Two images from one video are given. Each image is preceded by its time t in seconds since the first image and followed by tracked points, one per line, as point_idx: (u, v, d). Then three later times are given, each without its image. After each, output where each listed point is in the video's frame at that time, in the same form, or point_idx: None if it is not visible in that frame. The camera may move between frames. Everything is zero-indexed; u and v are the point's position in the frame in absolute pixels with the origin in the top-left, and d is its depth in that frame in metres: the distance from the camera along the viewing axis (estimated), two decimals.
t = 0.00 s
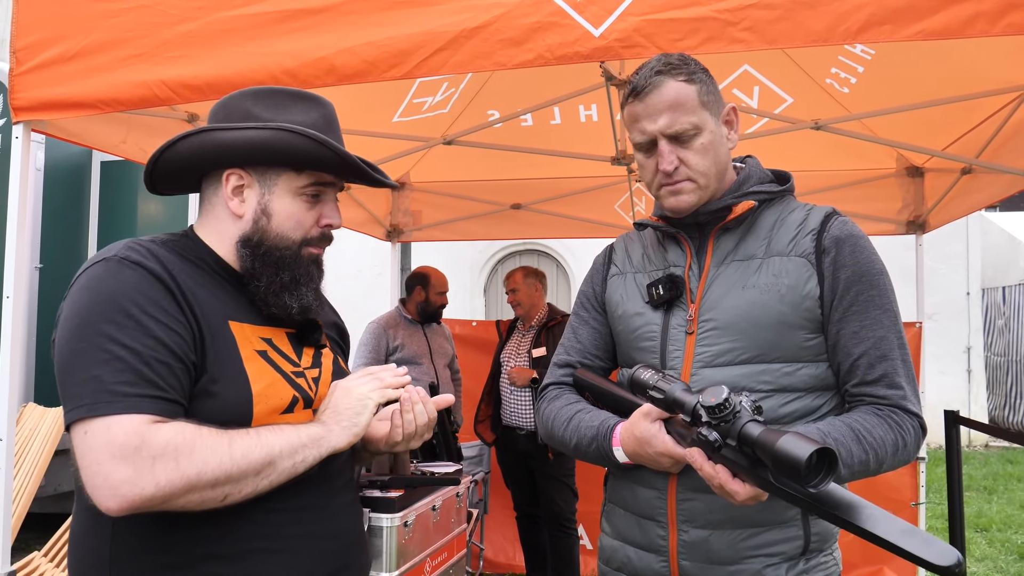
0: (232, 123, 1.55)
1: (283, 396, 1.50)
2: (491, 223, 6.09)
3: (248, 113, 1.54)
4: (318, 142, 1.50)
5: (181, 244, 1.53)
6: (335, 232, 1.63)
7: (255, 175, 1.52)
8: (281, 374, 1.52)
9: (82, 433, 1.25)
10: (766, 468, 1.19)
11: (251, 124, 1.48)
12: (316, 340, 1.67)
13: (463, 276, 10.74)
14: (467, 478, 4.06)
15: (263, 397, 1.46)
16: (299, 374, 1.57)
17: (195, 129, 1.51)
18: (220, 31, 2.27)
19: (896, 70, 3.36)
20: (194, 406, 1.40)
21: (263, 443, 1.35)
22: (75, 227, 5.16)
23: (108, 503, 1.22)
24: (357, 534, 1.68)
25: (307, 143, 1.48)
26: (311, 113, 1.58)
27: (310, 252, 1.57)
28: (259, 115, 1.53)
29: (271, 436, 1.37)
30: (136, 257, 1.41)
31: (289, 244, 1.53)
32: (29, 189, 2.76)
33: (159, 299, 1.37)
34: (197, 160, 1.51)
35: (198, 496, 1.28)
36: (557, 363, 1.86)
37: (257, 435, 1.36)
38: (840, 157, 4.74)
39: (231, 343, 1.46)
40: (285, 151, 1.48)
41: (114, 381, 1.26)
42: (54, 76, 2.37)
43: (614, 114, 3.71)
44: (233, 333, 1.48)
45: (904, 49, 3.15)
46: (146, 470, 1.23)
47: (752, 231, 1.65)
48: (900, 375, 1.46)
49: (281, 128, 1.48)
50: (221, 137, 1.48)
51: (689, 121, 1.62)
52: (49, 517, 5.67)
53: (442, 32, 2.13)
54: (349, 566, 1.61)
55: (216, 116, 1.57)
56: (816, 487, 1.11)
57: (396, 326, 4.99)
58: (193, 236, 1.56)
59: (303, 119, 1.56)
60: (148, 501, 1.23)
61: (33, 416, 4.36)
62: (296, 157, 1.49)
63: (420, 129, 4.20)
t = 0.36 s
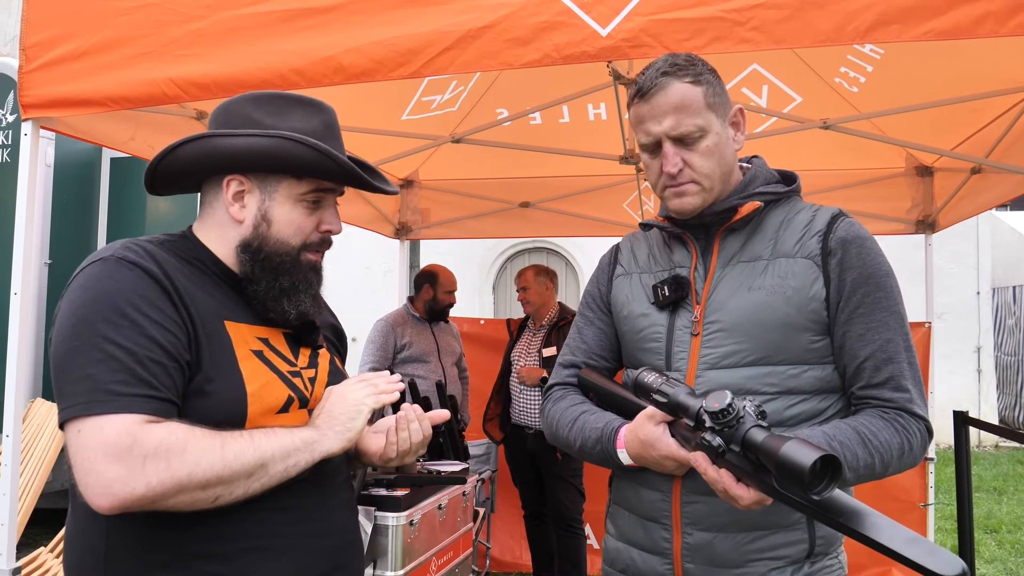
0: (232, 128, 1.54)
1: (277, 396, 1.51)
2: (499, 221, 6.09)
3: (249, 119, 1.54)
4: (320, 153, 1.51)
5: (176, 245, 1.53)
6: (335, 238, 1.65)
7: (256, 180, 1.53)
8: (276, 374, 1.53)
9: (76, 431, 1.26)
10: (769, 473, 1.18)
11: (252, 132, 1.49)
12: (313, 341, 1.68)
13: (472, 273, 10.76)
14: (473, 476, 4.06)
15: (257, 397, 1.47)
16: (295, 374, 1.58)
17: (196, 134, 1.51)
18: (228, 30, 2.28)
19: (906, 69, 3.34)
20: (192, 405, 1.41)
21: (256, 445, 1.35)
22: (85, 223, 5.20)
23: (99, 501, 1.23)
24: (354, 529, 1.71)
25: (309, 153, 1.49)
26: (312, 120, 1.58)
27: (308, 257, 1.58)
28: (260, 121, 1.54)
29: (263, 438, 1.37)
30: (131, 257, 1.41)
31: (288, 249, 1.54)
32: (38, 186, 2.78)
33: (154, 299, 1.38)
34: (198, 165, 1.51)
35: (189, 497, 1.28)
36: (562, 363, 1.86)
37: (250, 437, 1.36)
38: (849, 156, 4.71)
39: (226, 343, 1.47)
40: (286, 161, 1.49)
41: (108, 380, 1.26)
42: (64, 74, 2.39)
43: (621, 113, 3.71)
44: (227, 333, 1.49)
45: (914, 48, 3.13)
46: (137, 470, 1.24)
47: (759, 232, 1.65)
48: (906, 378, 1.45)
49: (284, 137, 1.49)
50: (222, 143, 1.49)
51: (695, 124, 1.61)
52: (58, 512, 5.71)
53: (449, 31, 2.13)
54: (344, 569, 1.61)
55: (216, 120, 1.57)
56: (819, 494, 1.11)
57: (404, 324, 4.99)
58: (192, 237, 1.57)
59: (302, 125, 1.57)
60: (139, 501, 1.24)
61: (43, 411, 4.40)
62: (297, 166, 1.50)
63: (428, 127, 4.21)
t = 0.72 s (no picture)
0: (220, 125, 1.55)
1: (263, 395, 1.51)
2: (508, 221, 6.09)
3: (237, 117, 1.55)
4: (310, 146, 1.51)
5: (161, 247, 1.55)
6: (330, 230, 1.65)
7: (247, 178, 1.54)
8: (262, 374, 1.53)
9: (52, 429, 1.28)
10: (773, 479, 1.18)
11: (241, 129, 1.50)
12: (310, 339, 1.69)
13: (480, 272, 10.78)
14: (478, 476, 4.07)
15: (239, 397, 1.47)
16: (285, 373, 1.58)
17: (185, 134, 1.52)
18: (238, 30, 2.29)
19: (916, 72, 3.33)
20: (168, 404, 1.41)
21: (227, 447, 1.34)
22: (96, 219, 5.23)
23: (71, 498, 1.26)
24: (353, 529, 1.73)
25: (298, 146, 1.50)
26: (300, 113, 1.58)
27: (305, 250, 1.59)
28: (248, 118, 1.55)
29: (237, 442, 1.35)
30: (115, 258, 1.43)
31: (284, 245, 1.55)
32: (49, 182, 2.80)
33: (133, 299, 1.38)
34: (190, 166, 1.53)
35: (158, 496, 1.29)
36: (567, 365, 1.86)
37: (224, 440, 1.35)
38: (859, 159, 4.70)
39: (210, 342, 1.47)
40: (275, 155, 1.50)
41: (79, 379, 1.27)
42: (75, 72, 2.41)
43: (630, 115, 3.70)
44: (212, 333, 1.49)
45: (925, 52, 3.11)
46: (104, 469, 1.25)
47: (765, 236, 1.65)
48: (913, 384, 1.44)
49: (273, 132, 1.49)
50: (212, 142, 1.50)
51: (700, 127, 1.61)
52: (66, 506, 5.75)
53: (457, 33, 2.14)
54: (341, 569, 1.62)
55: (204, 119, 1.57)
56: (823, 500, 1.11)
57: (412, 323, 4.99)
58: (186, 238, 1.59)
59: (289, 119, 1.57)
60: (107, 499, 1.25)
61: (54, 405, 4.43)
62: (288, 159, 1.51)
63: (437, 127, 4.22)
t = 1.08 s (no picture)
0: (191, 133, 1.53)
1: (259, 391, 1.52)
2: (516, 221, 6.10)
3: (207, 123, 1.53)
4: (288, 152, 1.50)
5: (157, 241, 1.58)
6: (312, 225, 1.64)
7: (225, 186, 1.52)
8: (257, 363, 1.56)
9: (153, 386, 1.27)
10: (771, 486, 1.18)
11: (214, 139, 1.48)
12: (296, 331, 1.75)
13: (489, 271, 10.79)
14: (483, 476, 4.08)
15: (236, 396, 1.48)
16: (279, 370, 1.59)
17: (158, 148, 1.50)
18: (247, 30, 2.31)
19: (927, 76, 3.31)
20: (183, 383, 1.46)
21: (317, 312, 1.33)
22: (107, 216, 5.27)
23: (228, 423, 1.23)
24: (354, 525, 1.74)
25: (276, 154, 1.49)
26: (270, 113, 1.57)
27: (291, 248, 1.59)
28: (220, 125, 1.52)
29: (329, 311, 1.34)
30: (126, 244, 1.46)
31: (271, 246, 1.55)
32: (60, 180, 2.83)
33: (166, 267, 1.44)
34: (164, 179, 1.51)
35: (297, 380, 1.28)
36: (570, 368, 1.87)
37: (318, 312, 1.33)
38: (869, 162, 4.68)
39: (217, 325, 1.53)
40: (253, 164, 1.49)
41: (174, 322, 1.31)
42: (86, 71, 2.43)
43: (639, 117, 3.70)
44: (217, 316, 1.54)
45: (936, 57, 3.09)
46: (239, 380, 1.24)
47: (768, 242, 1.65)
48: (915, 393, 1.44)
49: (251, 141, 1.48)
50: (189, 155, 1.48)
51: (703, 133, 1.61)
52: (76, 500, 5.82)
53: (464, 35, 2.14)
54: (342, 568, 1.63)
55: (170, 125, 1.55)
56: (820, 509, 1.11)
57: (419, 322, 4.99)
58: (170, 241, 1.58)
59: (259, 118, 1.56)
60: (263, 403, 1.25)
61: (64, 400, 4.47)
62: (268, 167, 1.50)
63: (446, 127, 4.23)
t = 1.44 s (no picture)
0: (198, 142, 1.53)
1: (263, 407, 1.50)
2: (524, 223, 6.10)
3: (213, 129, 1.53)
4: (303, 147, 1.53)
5: (157, 257, 1.55)
6: (325, 219, 1.68)
7: (241, 191, 1.53)
8: (264, 385, 1.52)
9: (54, 447, 1.27)
10: (778, 493, 1.17)
11: (226, 145, 1.49)
12: (309, 347, 1.66)
13: (498, 273, 10.81)
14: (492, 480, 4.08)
15: (240, 409, 1.46)
16: (286, 383, 1.57)
17: (170, 162, 1.49)
18: (254, 37, 2.32)
19: (935, 77, 3.29)
20: (168, 421, 1.42)
21: (233, 460, 1.30)
22: (117, 220, 5.31)
23: (78, 515, 1.24)
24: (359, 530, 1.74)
25: (293, 150, 1.52)
26: (273, 113, 1.58)
27: (307, 244, 1.63)
28: (226, 129, 1.53)
29: (244, 458, 1.31)
30: (111, 274, 1.43)
31: (290, 244, 1.58)
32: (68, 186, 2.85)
33: (132, 314, 1.38)
34: (176, 194, 1.50)
35: (166, 510, 1.26)
36: (577, 374, 1.87)
37: (231, 455, 1.30)
38: (878, 163, 4.66)
39: (210, 362, 1.46)
40: (270, 163, 1.51)
41: (84, 394, 1.28)
42: (94, 78, 2.45)
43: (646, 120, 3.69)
44: (211, 349, 1.48)
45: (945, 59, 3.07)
46: (110, 484, 1.23)
47: (775, 246, 1.65)
48: (923, 398, 1.43)
49: (265, 141, 1.51)
50: (201, 164, 1.48)
51: (686, 133, 1.64)
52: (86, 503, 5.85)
53: (470, 41, 2.14)
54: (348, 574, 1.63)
55: (176, 136, 1.55)
56: (826, 516, 1.10)
57: (426, 325, 5.01)
58: (181, 254, 1.57)
59: (266, 121, 1.57)
60: (114, 515, 1.23)
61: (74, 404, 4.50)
62: (286, 165, 1.53)
63: (453, 130, 4.24)
